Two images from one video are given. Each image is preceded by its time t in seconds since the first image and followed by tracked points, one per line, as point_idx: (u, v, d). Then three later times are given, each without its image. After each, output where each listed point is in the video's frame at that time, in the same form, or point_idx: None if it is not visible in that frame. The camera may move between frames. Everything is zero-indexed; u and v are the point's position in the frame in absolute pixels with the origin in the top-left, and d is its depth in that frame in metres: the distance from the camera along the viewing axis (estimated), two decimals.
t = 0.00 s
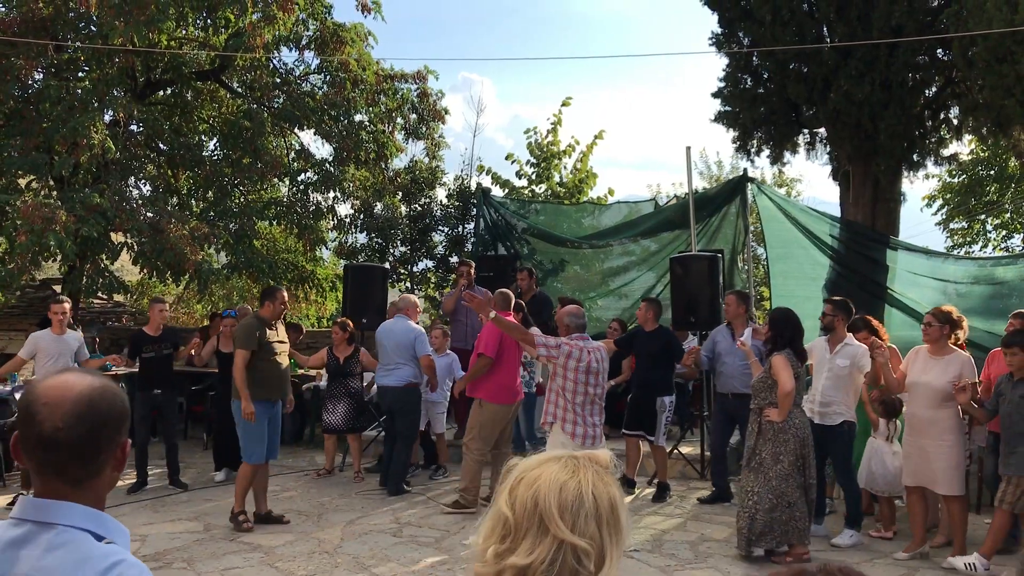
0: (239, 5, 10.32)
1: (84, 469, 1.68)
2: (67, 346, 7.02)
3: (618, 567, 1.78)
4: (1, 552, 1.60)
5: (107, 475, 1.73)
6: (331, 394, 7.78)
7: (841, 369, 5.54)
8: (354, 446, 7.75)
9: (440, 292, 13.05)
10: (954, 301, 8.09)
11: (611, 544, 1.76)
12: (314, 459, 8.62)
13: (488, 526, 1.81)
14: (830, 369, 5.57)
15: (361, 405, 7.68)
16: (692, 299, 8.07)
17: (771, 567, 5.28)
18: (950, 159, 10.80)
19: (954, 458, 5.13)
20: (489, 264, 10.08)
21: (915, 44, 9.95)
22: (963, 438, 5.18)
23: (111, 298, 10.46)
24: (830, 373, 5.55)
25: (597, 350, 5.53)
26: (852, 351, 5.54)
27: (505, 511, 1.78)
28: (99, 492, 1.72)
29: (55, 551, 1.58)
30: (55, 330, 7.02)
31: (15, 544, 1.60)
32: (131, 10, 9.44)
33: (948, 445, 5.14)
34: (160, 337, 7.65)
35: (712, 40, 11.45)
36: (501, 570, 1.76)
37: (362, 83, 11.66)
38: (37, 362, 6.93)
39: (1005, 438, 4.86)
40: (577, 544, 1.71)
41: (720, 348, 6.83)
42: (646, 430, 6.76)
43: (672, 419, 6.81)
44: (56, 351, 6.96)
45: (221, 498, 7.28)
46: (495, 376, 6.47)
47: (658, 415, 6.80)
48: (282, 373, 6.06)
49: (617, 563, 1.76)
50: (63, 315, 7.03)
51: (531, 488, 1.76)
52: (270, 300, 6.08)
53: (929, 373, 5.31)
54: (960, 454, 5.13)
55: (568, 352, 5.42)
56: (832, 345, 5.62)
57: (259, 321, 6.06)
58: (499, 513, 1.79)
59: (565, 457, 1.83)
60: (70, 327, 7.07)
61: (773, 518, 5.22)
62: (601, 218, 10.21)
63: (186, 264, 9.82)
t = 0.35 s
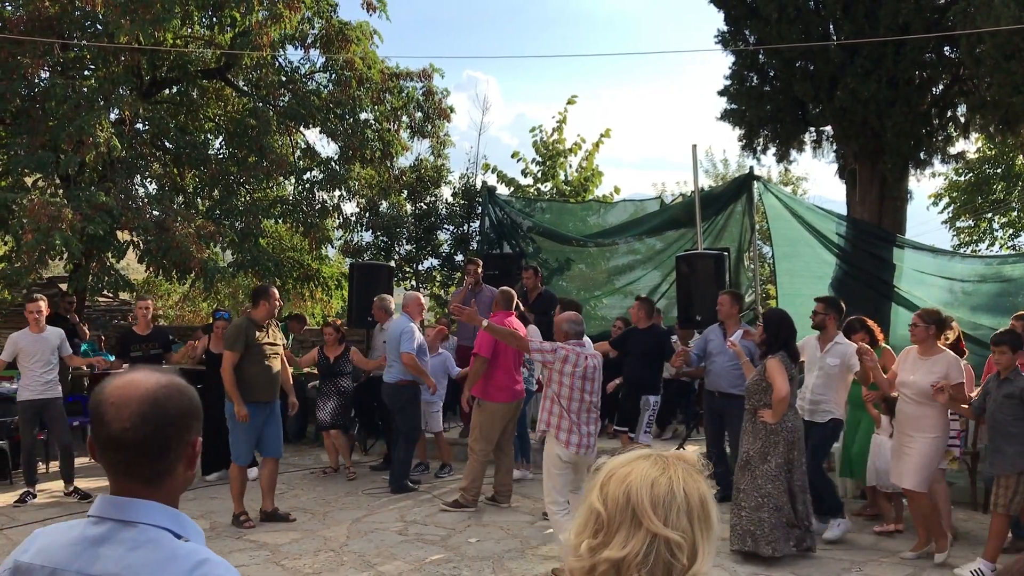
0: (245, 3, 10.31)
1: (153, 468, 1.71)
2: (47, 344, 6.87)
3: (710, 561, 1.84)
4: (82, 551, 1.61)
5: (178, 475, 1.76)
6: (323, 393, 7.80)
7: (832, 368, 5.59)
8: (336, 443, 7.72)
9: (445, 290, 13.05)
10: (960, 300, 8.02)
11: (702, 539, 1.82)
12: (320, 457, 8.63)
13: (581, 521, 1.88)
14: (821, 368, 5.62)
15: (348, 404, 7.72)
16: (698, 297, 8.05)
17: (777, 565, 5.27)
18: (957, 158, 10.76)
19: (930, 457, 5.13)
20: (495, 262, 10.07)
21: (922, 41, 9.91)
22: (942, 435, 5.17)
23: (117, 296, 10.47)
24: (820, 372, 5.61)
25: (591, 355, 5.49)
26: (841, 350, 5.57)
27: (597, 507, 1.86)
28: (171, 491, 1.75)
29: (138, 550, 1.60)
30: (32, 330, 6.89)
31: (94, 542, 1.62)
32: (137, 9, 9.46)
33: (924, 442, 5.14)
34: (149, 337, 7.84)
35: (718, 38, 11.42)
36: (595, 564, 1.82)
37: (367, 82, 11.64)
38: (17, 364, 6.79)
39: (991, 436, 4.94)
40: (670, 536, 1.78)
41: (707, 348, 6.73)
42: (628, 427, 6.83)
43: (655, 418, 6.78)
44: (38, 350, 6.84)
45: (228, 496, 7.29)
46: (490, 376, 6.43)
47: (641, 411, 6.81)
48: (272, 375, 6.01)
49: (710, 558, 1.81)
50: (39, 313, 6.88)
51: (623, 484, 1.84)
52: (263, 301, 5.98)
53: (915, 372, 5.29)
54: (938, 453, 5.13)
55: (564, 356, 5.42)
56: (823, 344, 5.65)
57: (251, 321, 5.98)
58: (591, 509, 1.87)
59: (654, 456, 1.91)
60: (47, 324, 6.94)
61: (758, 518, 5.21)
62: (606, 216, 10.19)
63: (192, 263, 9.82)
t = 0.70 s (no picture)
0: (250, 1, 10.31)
1: (223, 463, 1.66)
2: (44, 340, 6.85)
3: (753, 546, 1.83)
4: (151, 539, 1.59)
5: (246, 472, 1.71)
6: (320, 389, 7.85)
7: (825, 364, 5.62)
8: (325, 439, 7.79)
9: (451, 288, 13.06)
10: (967, 298, 7.96)
11: (745, 523, 1.80)
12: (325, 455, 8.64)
13: (624, 507, 1.87)
14: (814, 364, 5.66)
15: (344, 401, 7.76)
16: (703, 296, 8.04)
17: (783, 564, 5.26)
18: (964, 156, 10.72)
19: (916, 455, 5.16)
20: (500, 260, 10.06)
21: (929, 39, 9.88)
22: (932, 433, 5.16)
23: (123, 293, 10.49)
24: (814, 369, 5.63)
25: (589, 348, 5.49)
26: (835, 346, 5.64)
27: (640, 493, 1.84)
28: (239, 489, 1.69)
29: (206, 542, 1.56)
30: (28, 327, 6.88)
31: (164, 533, 1.59)
32: (143, 6, 9.47)
33: (911, 440, 5.16)
34: (146, 333, 7.51)
35: (724, 35, 11.39)
36: (638, 549, 1.82)
37: (373, 80, 11.64)
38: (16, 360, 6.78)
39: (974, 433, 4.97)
40: (713, 521, 1.76)
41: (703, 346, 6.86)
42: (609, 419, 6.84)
43: (638, 410, 6.76)
44: (37, 346, 6.82)
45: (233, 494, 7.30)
46: (490, 372, 6.42)
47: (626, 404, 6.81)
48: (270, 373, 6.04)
49: (753, 542, 1.80)
50: (35, 311, 6.85)
51: (667, 469, 1.82)
52: (260, 297, 6.01)
53: (905, 370, 5.27)
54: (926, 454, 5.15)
55: (566, 349, 5.42)
56: (817, 341, 5.72)
57: (248, 319, 6.00)
58: (634, 496, 1.86)
59: (695, 442, 1.89)
60: (44, 320, 6.92)
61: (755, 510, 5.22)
62: (611, 216, 10.08)
63: (197, 260, 9.83)
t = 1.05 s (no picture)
0: None
1: (279, 459, 1.71)
2: (41, 341, 6.85)
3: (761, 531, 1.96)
4: (216, 533, 1.65)
5: (302, 465, 1.76)
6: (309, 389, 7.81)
7: (808, 363, 5.59)
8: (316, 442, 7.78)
9: (451, 286, 13.08)
10: (966, 296, 8.02)
11: (753, 509, 1.93)
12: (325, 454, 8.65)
13: (639, 498, 2.00)
14: (797, 364, 5.63)
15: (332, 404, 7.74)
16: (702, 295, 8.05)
17: (781, 562, 5.27)
18: (963, 154, 10.74)
19: (892, 454, 5.16)
20: (499, 259, 10.07)
21: (928, 38, 9.89)
22: (907, 430, 5.19)
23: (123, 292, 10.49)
24: (797, 368, 5.61)
25: (584, 349, 5.52)
26: (818, 346, 5.59)
27: (654, 484, 1.98)
28: (297, 483, 1.75)
29: (268, 535, 1.62)
30: (27, 327, 6.88)
31: (227, 527, 1.65)
32: (143, 6, 9.47)
33: (886, 437, 5.19)
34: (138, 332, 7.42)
35: (723, 34, 11.40)
36: (655, 536, 1.95)
37: (373, 78, 11.65)
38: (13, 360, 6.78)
39: (965, 431, 4.96)
40: (724, 508, 1.90)
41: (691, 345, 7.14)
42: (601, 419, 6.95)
43: (629, 411, 6.83)
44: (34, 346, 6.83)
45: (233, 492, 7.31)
46: (489, 372, 6.44)
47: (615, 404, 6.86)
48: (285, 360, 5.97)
49: (761, 527, 1.93)
50: (36, 311, 6.87)
51: (678, 460, 1.97)
52: (260, 294, 6.04)
53: (882, 369, 5.30)
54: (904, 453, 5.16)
55: (563, 352, 5.45)
56: (801, 341, 5.68)
57: (252, 314, 6.02)
58: (648, 486, 1.99)
59: (703, 435, 2.03)
60: (43, 321, 6.92)
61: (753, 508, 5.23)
62: (611, 213, 10.12)
63: (197, 258, 9.83)
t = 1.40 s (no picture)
0: None
1: (330, 435, 1.91)
2: (33, 341, 6.84)
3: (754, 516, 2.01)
4: (275, 508, 1.85)
5: (350, 442, 1.96)
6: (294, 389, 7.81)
7: (785, 359, 5.60)
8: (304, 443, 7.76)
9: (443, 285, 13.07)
10: (959, 293, 7.98)
11: (746, 493, 1.98)
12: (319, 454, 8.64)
13: (637, 484, 2.06)
14: (774, 359, 5.63)
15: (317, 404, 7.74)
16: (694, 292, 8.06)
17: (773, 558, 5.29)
18: (954, 151, 10.75)
19: (869, 447, 5.18)
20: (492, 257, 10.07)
21: (919, 35, 9.91)
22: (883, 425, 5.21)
23: (114, 292, 10.45)
24: (774, 363, 5.61)
25: (573, 340, 5.53)
26: (795, 342, 5.60)
27: (652, 468, 2.04)
28: (347, 458, 1.95)
29: (325, 508, 1.82)
30: (19, 326, 6.86)
31: (287, 502, 1.85)
32: (134, 4, 9.44)
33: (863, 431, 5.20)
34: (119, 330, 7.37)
35: (715, 32, 11.41)
36: (652, 518, 1.99)
37: (365, 77, 11.64)
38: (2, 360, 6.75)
39: (943, 426, 5.07)
40: (717, 491, 1.95)
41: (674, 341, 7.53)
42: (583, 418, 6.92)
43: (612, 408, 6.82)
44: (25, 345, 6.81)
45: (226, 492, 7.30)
46: (477, 369, 6.45)
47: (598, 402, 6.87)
48: (276, 360, 5.97)
49: (753, 510, 1.98)
50: (30, 311, 6.88)
51: (675, 447, 2.03)
52: (252, 292, 6.02)
53: (856, 364, 5.32)
54: (878, 444, 5.17)
55: (551, 343, 5.44)
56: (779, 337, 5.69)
57: (245, 314, 6.02)
58: (646, 471, 2.05)
59: (700, 424, 2.10)
60: (35, 321, 6.91)
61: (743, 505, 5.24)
62: (603, 212, 10.15)
63: (189, 257, 9.80)
